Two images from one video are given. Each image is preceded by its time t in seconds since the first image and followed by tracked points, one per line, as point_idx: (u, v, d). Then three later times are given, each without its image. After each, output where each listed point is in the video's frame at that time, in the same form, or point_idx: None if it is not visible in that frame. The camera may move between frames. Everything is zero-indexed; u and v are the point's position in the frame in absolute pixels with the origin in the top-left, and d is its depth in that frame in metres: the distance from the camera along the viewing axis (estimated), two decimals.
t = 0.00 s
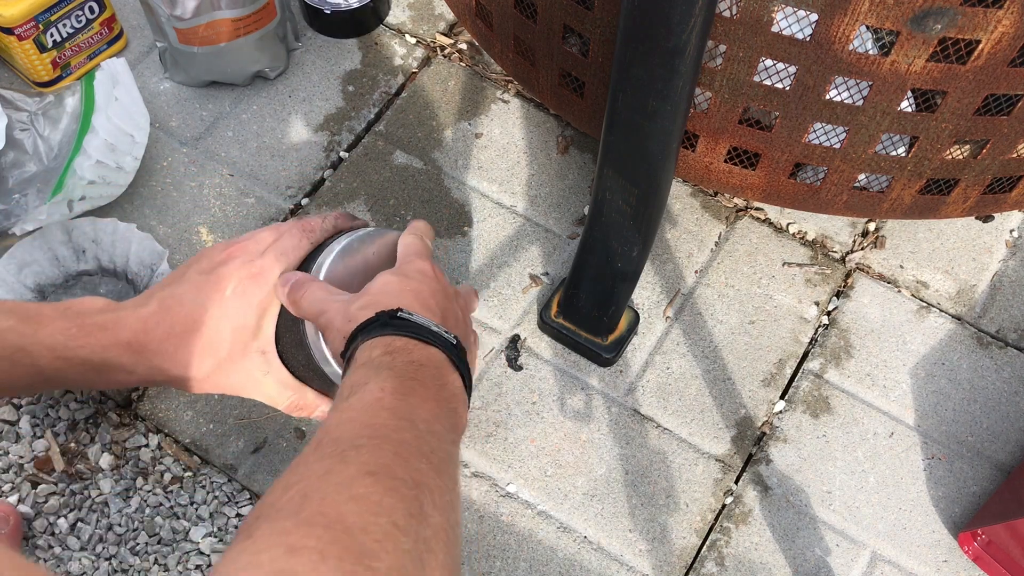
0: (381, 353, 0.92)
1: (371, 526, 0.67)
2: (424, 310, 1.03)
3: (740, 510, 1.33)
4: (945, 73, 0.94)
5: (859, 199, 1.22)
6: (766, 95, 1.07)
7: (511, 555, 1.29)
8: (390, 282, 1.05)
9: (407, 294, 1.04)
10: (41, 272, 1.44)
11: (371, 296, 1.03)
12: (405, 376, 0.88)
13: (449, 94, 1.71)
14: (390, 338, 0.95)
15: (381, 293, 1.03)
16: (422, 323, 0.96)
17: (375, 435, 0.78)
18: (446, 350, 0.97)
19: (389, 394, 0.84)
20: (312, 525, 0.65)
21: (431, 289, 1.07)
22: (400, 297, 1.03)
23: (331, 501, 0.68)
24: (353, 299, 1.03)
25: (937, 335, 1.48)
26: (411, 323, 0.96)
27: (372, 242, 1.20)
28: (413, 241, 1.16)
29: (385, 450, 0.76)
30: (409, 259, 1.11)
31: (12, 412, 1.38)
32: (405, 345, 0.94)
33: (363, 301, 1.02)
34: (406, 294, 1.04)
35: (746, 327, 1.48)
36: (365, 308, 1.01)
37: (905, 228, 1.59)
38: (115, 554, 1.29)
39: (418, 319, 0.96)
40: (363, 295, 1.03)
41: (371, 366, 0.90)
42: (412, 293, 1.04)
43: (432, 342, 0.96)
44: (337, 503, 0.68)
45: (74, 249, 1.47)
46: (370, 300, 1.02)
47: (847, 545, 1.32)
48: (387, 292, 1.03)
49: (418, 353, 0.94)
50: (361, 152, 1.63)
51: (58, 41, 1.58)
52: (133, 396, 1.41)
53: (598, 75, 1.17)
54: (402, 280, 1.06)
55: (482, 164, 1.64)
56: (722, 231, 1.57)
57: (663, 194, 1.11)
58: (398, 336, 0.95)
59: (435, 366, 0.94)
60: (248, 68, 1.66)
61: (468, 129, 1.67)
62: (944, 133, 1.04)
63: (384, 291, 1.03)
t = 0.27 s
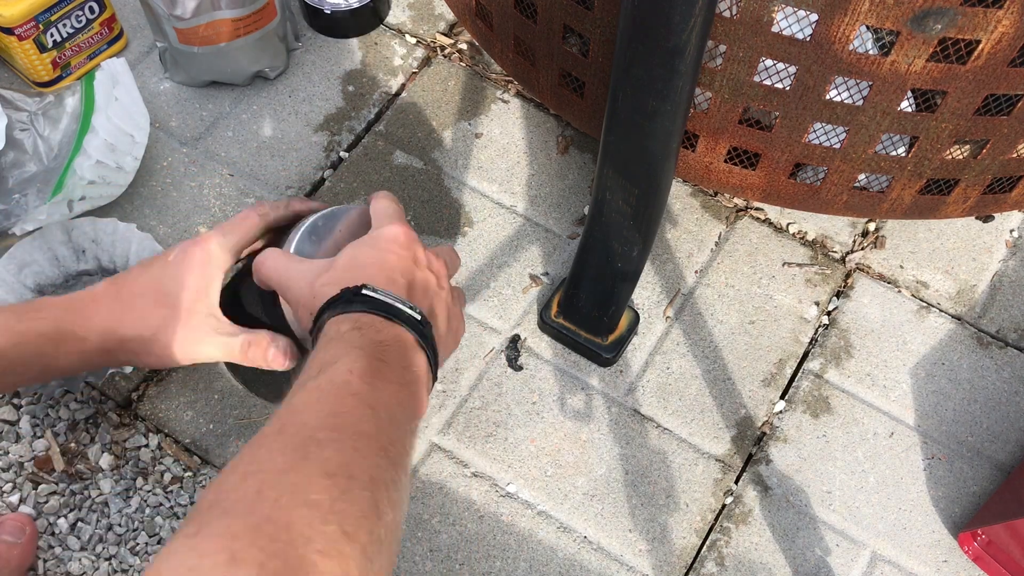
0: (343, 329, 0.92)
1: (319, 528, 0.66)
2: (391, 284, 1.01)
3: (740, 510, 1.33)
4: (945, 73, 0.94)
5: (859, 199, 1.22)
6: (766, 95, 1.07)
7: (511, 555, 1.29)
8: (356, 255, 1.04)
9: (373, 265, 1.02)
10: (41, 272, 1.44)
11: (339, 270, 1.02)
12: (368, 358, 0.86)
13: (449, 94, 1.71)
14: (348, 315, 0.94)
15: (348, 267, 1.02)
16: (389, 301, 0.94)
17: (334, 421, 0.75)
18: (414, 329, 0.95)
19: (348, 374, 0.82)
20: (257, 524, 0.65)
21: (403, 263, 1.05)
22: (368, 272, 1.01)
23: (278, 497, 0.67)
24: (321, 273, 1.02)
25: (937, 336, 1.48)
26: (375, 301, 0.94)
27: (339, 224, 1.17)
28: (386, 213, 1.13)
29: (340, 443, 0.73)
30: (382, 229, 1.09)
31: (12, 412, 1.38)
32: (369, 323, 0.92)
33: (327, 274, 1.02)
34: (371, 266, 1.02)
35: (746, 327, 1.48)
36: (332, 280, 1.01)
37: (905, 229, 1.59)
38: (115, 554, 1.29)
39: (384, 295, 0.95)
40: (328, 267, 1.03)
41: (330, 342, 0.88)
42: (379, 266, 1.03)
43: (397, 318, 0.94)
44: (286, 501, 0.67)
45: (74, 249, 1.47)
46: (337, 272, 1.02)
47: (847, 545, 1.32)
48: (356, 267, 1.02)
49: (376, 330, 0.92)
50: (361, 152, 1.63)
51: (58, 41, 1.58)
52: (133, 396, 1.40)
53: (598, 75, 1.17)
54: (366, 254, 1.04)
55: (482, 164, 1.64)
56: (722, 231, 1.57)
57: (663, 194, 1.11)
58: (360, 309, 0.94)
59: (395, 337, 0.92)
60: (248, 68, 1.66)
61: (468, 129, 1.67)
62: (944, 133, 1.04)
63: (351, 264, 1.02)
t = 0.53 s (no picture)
0: (281, 357, 0.82)
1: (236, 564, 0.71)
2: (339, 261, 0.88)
3: (740, 510, 1.33)
4: (945, 73, 0.94)
5: (859, 199, 1.22)
6: (766, 95, 1.07)
7: (511, 555, 1.29)
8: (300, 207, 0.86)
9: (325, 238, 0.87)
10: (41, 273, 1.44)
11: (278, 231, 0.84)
12: (309, 361, 0.82)
13: (449, 94, 1.71)
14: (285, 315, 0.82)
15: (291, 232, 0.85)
16: (349, 310, 0.84)
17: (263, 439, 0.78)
18: (366, 333, 0.87)
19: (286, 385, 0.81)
20: (187, 546, 0.73)
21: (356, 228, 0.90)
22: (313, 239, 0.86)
23: (198, 526, 0.74)
24: (250, 230, 0.83)
25: (937, 336, 1.48)
26: (322, 305, 0.83)
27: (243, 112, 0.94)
28: (325, 133, 0.91)
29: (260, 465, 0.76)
30: (326, 172, 0.89)
31: (12, 412, 1.38)
32: (313, 347, 0.83)
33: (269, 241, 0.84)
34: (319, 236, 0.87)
35: (746, 327, 1.48)
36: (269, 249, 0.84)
37: (905, 229, 1.59)
38: (115, 554, 1.29)
39: (342, 306, 0.84)
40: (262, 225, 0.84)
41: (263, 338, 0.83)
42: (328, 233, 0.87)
43: (346, 338, 0.84)
44: (204, 530, 0.73)
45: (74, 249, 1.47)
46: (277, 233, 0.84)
47: (847, 545, 1.32)
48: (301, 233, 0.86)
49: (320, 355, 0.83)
50: (361, 153, 1.63)
51: (58, 41, 1.58)
52: (133, 396, 1.40)
53: (598, 75, 1.17)
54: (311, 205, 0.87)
55: (482, 164, 1.64)
56: (722, 230, 1.57)
57: (664, 194, 1.11)
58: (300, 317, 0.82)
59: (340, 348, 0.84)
60: (247, 68, 1.66)
61: (468, 129, 1.67)
62: (944, 133, 1.04)
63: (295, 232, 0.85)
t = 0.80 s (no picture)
0: (107, 360, 0.74)
1: (111, 566, 0.70)
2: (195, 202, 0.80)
3: (740, 510, 1.33)
4: (945, 73, 0.94)
5: (859, 199, 1.22)
6: (766, 95, 1.07)
7: (511, 555, 1.29)
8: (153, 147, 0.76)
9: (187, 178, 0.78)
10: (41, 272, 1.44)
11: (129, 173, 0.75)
12: (131, 366, 0.75)
13: (449, 94, 1.71)
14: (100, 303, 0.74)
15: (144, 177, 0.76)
16: (177, 301, 0.77)
17: (89, 455, 0.71)
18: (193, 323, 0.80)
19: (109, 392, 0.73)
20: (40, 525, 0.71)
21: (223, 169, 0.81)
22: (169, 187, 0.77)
23: (67, 524, 0.71)
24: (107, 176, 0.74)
25: (937, 336, 1.48)
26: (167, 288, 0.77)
27: None
28: (211, 42, 0.78)
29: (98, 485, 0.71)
30: (203, 113, 0.78)
31: (12, 412, 1.39)
32: (134, 344, 0.76)
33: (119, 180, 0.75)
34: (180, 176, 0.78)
35: (747, 327, 1.48)
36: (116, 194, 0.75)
37: (905, 229, 1.59)
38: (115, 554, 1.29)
39: (171, 297, 0.77)
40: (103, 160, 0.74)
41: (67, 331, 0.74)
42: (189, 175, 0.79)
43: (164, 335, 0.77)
44: (75, 529, 0.70)
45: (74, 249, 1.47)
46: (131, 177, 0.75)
47: (847, 545, 1.32)
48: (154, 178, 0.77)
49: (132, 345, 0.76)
50: (361, 153, 1.63)
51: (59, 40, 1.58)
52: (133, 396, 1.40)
53: (599, 75, 1.17)
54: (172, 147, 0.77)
55: (482, 164, 1.64)
56: (722, 231, 1.57)
57: (664, 195, 1.11)
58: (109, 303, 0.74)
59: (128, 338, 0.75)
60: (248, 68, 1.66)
61: (468, 129, 1.67)
62: (944, 133, 1.04)
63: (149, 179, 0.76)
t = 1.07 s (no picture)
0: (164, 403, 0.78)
1: None
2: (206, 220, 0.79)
3: (740, 510, 1.33)
4: (945, 73, 0.94)
5: (859, 199, 1.22)
6: (766, 95, 1.07)
7: (511, 555, 1.29)
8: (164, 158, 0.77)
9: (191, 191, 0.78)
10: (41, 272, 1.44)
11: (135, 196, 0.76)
12: (191, 402, 0.79)
13: (449, 94, 1.71)
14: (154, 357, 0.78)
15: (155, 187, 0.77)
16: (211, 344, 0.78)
17: (162, 498, 0.77)
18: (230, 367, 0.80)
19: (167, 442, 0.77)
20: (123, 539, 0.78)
21: (253, 189, 0.80)
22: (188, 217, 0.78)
23: (144, 544, 0.76)
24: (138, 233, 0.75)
25: (937, 336, 1.48)
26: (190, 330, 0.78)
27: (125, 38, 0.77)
28: (243, 105, 0.79)
29: (155, 526, 0.76)
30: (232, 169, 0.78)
31: (12, 412, 1.38)
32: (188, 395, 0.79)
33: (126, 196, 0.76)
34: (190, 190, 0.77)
35: (746, 327, 1.48)
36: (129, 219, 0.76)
37: (905, 229, 1.59)
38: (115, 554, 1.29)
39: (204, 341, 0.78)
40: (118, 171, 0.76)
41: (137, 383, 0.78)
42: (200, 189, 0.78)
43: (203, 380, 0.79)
44: (150, 548, 0.76)
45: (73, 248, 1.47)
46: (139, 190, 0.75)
47: (847, 545, 1.32)
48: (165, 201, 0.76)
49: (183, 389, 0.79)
50: (361, 153, 1.63)
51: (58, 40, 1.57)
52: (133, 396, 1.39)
53: (598, 75, 1.17)
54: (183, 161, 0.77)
55: (482, 164, 1.64)
56: (722, 230, 1.57)
57: (663, 195, 1.11)
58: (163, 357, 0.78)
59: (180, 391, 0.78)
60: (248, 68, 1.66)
61: (468, 129, 1.67)
62: (944, 133, 1.04)
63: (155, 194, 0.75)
